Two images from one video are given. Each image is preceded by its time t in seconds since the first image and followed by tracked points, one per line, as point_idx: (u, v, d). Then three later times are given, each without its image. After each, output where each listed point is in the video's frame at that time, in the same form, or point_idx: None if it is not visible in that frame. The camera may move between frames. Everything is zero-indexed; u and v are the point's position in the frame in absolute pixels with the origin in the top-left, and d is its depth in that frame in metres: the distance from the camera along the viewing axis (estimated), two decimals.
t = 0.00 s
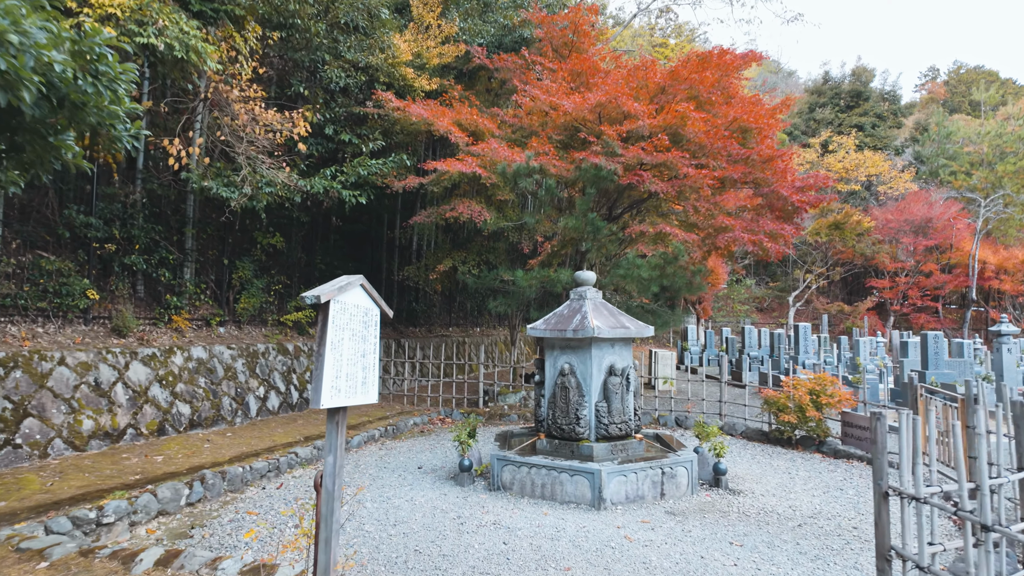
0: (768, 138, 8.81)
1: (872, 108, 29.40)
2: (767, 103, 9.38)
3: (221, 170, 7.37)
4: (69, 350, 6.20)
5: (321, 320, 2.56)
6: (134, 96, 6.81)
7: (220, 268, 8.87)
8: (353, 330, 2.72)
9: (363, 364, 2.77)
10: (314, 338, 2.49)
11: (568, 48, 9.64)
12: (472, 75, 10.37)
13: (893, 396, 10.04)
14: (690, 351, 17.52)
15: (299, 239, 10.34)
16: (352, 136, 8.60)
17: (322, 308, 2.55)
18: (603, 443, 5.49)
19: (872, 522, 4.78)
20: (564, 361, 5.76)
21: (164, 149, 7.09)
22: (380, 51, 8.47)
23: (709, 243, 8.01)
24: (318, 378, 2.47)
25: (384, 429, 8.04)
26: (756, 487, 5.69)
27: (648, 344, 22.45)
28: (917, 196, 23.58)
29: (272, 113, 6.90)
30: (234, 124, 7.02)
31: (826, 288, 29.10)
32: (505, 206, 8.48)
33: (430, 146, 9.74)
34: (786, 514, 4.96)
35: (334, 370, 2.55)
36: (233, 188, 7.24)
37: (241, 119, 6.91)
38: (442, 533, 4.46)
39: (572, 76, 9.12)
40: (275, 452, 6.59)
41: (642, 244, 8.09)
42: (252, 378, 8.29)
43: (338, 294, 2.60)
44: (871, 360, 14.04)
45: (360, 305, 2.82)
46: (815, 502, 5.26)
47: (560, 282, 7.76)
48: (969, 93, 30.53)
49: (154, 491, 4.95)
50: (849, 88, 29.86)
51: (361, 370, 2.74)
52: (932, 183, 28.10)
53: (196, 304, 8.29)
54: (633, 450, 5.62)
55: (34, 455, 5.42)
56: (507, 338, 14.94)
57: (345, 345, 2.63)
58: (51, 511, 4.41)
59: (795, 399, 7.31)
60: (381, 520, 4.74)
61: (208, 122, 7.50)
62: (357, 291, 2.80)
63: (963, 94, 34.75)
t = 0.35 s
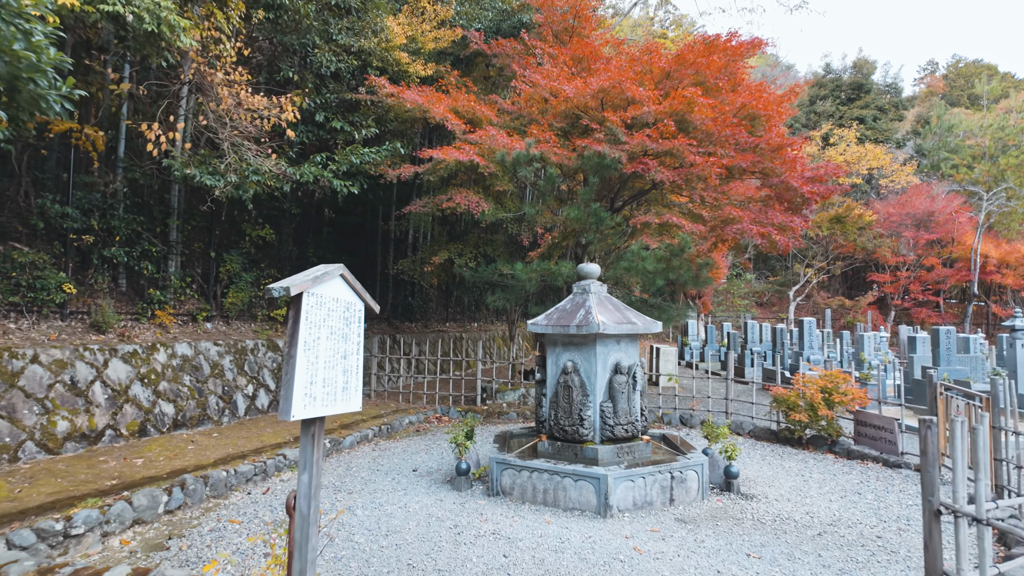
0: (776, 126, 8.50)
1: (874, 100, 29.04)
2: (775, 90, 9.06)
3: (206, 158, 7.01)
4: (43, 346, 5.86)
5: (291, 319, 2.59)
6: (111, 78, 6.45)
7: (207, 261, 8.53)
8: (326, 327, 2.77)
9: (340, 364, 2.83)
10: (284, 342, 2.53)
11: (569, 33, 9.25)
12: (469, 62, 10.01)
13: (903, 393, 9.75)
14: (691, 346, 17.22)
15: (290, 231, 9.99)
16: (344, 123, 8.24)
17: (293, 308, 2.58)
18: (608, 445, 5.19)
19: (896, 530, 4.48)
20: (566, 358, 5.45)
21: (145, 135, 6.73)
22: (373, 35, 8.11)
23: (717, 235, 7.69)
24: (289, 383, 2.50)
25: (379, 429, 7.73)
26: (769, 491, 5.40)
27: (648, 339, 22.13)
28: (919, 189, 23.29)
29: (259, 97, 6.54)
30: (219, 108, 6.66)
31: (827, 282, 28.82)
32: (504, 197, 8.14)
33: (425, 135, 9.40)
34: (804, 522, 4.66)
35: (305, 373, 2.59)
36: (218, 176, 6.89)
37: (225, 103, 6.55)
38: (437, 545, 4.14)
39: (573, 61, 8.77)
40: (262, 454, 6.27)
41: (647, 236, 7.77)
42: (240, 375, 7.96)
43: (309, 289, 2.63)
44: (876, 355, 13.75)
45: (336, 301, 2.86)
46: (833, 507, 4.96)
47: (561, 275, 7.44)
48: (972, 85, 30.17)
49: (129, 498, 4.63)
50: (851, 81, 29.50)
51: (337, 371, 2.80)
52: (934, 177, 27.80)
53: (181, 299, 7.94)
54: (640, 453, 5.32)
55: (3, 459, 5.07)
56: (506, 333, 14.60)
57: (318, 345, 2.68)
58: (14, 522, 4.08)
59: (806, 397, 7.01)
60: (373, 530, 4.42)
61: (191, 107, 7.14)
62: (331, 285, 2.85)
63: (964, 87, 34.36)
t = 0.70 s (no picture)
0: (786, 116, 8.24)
1: (875, 95, 28.79)
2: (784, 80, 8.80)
3: (194, 147, 6.72)
4: (21, 343, 5.57)
5: (270, 317, 2.46)
6: (94, 63, 6.15)
7: (197, 255, 8.24)
8: (311, 324, 2.63)
9: (325, 366, 2.71)
10: (260, 344, 2.40)
11: (571, 21, 8.89)
12: (468, 50, 9.71)
13: (912, 391, 9.52)
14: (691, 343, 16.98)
15: (284, 225, 9.71)
16: (339, 112, 7.95)
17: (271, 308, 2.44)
18: (616, 448, 4.94)
19: (923, 539, 4.23)
20: (572, 357, 5.18)
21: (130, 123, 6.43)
22: (369, 20, 7.82)
23: (725, 229, 7.43)
24: (265, 391, 2.37)
25: (375, 429, 7.48)
26: (784, 496, 5.15)
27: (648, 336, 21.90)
28: (921, 185, 23.04)
29: (249, 83, 6.24)
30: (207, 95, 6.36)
31: (827, 278, 28.61)
32: (505, 188, 7.86)
33: (423, 125, 9.11)
34: (825, 530, 4.41)
35: (286, 377, 2.46)
36: (207, 166, 6.60)
37: (213, 89, 6.25)
38: (437, 556, 3.87)
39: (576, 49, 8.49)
40: (254, 456, 6.00)
41: (653, 229, 7.50)
42: (231, 374, 7.68)
43: (291, 282, 2.49)
44: (881, 353, 13.51)
45: (324, 295, 2.74)
46: (853, 514, 4.72)
47: (565, 270, 7.17)
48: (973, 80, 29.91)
49: (110, 506, 4.34)
50: (852, 75, 29.23)
51: (322, 374, 2.68)
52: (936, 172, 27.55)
53: (170, 294, 7.65)
54: (649, 456, 5.06)
55: None
56: (505, 330, 14.34)
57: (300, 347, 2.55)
58: None
59: (819, 396, 6.77)
60: (368, 539, 4.15)
61: (179, 94, 6.84)
62: (319, 278, 2.72)
63: (964, 82, 34.10)
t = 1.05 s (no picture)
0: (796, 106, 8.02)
1: (875, 90, 28.60)
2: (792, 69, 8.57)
3: (183, 135, 6.42)
4: None
5: (260, 311, 2.21)
6: (77, 45, 5.84)
7: (188, 249, 7.95)
8: (309, 318, 2.40)
9: (323, 366, 2.48)
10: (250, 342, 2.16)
11: (575, 8, 8.53)
12: (467, 38, 9.42)
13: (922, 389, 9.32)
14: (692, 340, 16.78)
15: (279, 218, 9.42)
16: (335, 100, 7.66)
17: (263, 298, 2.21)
18: (628, 450, 4.70)
19: (954, 547, 4.02)
20: (581, 354, 4.94)
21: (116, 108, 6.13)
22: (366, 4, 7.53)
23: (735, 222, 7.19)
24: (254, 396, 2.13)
25: (373, 429, 7.24)
26: (802, 499, 4.93)
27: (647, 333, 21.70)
28: (920, 180, 22.85)
29: (241, 67, 5.95)
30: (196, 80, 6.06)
31: (826, 274, 28.47)
32: (507, 180, 7.60)
33: (422, 115, 8.83)
34: (850, 537, 4.19)
35: (278, 381, 2.22)
36: (197, 155, 6.31)
37: (203, 73, 5.96)
38: (442, 568, 3.62)
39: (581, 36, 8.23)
40: (247, 458, 5.74)
41: (661, 222, 7.26)
42: (223, 371, 7.40)
43: (284, 270, 2.25)
44: (885, 350, 13.34)
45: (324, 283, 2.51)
46: (876, 519, 4.51)
47: (570, 264, 6.92)
48: (972, 75, 29.73)
49: (93, 513, 4.07)
50: (851, 71, 29.03)
51: (319, 376, 2.44)
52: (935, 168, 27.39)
53: (159, 289, 7.36)
54: (662, 458, 4.83)
55: None
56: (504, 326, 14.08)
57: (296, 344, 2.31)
58: None
59: (832, 395, 6.56)
60: (368, 549, 3.90)
61: (168, 80, 6.55)
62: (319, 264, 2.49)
63: (962, 78, 33.92)
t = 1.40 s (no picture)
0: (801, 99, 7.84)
1: (869, 89, 28.55)
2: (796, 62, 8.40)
3: (169, 125, 6.14)
4: None
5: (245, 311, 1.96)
6: (56, 29, 5.55)
7: (175, 244, 7.67)
8: (302, 319, 2.17)
9: (317, 374, 2.25)
10: (233, 348, 1.91)
11: None
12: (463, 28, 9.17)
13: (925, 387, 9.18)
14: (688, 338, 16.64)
15: (270, 213, 9.15)
16: (328, 91, 7.39)
17: (249, 294, 1.96)
18: (637, 455, 4.49)
19: (981, 556, 3.83)
20: (588, 354, 4.73)
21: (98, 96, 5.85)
22: None
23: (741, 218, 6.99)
24: (239, 412, 1.88)
25: (368, 431, 7.03)
26: (817, 505, 4.74)
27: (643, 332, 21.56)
28: (914, 178, 22.67)
29: (229, 53, 5.68)
30: (182, 67, 5.78)
31: (820, 272, 28.45)
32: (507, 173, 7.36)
33: (418, 107, 8.58)
34: (871, 545, 4.00)
35: (267, 395, 1.98)
36: (183, 146, 6.03)
37: (190, 59, 5.68)
38: None
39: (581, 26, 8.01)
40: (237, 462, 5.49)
41: (665, 218, 7.06)
42: (212, 372, 7.13)
43: (274, 260, 2.01)
44: (884, 348, 13.24)
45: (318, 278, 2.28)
46: (896, 526, 4.32)
47: (571, 261, 6.71)
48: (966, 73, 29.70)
49: (71, 526, 3.80)
50: (845, 68, 28.96)
51: (312, 385, 2.22)
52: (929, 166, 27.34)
53: (145, 286, 7.08)
54: (672, 462, 4.63)
55: None
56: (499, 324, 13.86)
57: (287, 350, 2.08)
58: None
59: (842, 395, 6.38)
60: (365, 562, 3.66)
61: (153, 67, 6.26)
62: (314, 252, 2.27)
63: (952, 78, 33.91)
